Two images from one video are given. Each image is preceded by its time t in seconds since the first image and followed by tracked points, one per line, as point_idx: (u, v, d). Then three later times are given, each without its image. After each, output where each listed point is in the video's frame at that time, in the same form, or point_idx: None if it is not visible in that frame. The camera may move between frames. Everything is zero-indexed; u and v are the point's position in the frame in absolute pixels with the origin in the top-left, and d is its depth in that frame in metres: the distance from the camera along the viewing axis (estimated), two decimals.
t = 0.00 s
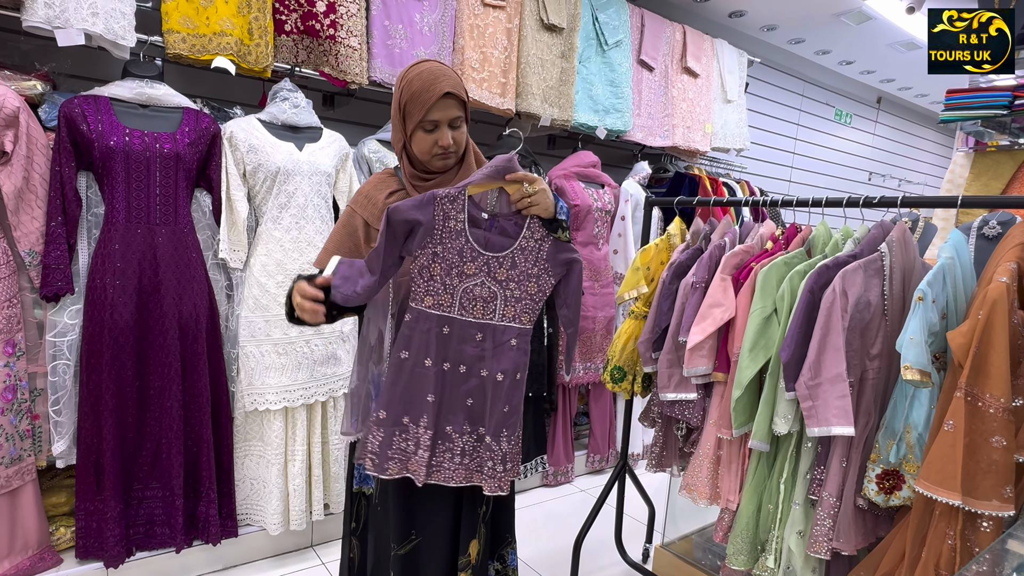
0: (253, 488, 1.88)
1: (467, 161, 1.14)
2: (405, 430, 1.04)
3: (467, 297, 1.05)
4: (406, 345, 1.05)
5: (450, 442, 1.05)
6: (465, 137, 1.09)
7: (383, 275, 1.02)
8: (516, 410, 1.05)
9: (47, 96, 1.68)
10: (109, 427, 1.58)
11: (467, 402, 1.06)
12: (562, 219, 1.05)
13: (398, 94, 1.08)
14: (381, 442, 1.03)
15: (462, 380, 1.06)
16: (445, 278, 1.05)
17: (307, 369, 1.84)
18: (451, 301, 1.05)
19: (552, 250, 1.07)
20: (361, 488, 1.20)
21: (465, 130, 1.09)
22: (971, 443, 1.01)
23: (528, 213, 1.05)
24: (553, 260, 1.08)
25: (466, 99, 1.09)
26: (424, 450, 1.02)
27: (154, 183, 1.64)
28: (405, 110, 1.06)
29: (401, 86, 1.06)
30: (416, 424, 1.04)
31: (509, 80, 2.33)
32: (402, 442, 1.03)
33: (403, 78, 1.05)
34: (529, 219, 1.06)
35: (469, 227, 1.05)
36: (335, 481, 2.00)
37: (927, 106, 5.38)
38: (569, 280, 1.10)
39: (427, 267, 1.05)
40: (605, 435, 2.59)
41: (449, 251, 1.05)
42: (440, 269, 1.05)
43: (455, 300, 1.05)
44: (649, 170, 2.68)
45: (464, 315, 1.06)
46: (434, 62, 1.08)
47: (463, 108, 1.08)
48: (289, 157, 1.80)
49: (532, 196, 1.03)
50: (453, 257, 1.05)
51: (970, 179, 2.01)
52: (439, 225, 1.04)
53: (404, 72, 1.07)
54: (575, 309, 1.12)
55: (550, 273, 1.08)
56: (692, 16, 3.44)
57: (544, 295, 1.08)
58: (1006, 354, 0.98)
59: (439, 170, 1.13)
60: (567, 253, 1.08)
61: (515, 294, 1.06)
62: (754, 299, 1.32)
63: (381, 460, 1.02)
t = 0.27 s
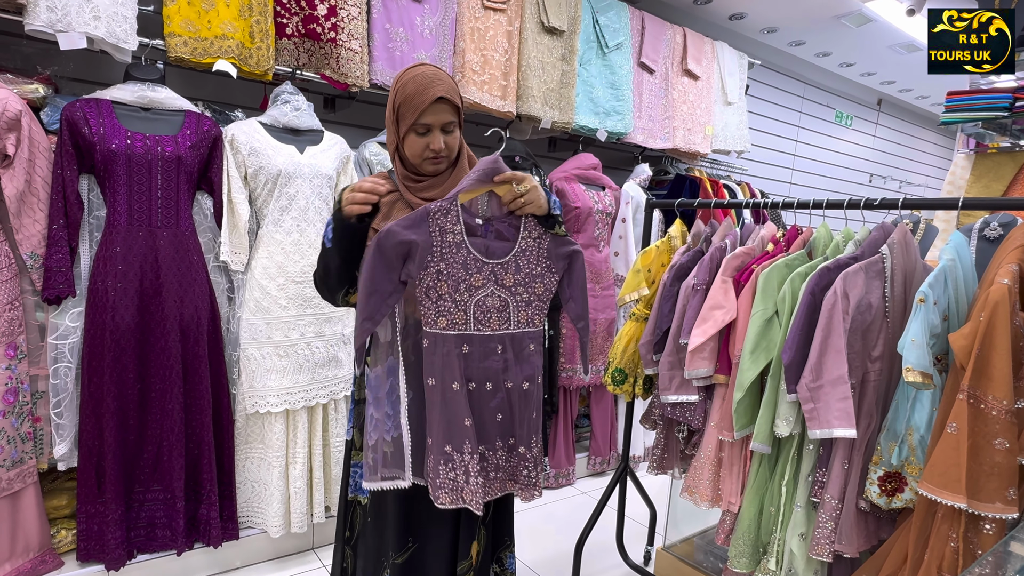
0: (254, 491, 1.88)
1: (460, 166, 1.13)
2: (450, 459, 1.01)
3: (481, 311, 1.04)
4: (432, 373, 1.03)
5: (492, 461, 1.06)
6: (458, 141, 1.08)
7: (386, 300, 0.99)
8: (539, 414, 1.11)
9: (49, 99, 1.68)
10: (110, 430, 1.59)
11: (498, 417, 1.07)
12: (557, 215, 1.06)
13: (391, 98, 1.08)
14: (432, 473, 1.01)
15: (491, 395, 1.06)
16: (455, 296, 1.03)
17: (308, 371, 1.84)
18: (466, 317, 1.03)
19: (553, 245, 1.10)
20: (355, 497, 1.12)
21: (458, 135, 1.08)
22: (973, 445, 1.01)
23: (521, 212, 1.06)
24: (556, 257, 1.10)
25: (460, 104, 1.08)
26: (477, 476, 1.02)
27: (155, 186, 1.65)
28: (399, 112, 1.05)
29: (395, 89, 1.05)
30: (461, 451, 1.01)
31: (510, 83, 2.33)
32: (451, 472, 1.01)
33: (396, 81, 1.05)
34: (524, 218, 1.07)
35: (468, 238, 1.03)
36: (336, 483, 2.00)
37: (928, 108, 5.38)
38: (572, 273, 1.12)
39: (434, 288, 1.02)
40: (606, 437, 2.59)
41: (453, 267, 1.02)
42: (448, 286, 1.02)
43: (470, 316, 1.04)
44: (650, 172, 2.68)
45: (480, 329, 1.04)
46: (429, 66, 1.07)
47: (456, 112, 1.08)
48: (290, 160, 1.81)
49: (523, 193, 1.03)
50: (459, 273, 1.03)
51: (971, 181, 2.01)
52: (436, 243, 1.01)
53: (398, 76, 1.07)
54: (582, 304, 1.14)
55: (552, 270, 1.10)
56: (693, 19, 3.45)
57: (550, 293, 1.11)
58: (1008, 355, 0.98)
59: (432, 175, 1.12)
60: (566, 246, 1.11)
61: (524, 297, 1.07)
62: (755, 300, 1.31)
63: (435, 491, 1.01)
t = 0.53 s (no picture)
0: (254, 493, 1.88)
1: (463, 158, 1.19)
2: (444, 484, 1.00)
3: (471, 323, 1.06)
4: (425, 390, 1.03)
5: (497, 486, 1.05)
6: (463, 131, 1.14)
7: (382, 319, 0.98)
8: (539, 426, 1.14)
9: (51, 102, 1.69)
10: (111, 432, 1.59)
11: (499, 435, 1.07)
12: (542, 227, 1.09)
13: (393, 95, 1.12)
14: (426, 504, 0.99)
15: (489, 412, 1.07)
16: (444, 308, 1.04)
17: (308, 374, 1.84)
18: (457, 329, 1.05)
19: (539, 256, 1.13)
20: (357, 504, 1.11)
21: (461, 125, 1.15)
22: (974, 447, 1.01)
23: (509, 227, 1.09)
24: (542, 267, 1.13)
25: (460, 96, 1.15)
26: (474, 505, 1.00)
27: (157, 189, 1.65)
28: (406, 106, 1.10)
29: (398, 86, 1.10)
30: (456, 475, 1.01)
31: (511, 86, 2.34)
32: (445, 502, 0.99)
33: (400, 77, 1.10)
34: (509, 231, 1.10)
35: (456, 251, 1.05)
36: (337, 485, 2.00)
37: (929, 110, 5.38)
38: (559, 284, 1.16)
39: (425, 302, 1.03)
40: (607, 439, 2.59)
41: (442, 279, 1.04)
42: (438, 299, 1.04)
43: (461, 328, 1.05)
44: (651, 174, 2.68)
45: (471, 341, 1.07)
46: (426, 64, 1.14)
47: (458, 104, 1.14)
48: (291, 162, 1.81)
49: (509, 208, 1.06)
50: (448, 285, 1.05)
51: (971, 183, 2.01)
52: (425, 257, 1.02)
53: (399, 74, 1.12)
54: (572, 313, 1.18)
55: (539, 282, 1.13)
56: (693, 22, 3.45)
57: (538, 304, 1.14)
58: (1009, 358, 0.98)
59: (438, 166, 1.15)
60: (552, 257, 1.14)
61: (513, 309, 1.10)
62: (756, 303, 1.32)
63: (427, 527, 0.99)
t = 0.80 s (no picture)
0: (254, 496, 1.88)
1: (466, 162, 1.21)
2: (421, 481, 1.02)
3: (469, 327, 1.06)
4: (414, 388, 1.03)
5: (473, 487, 1.05)
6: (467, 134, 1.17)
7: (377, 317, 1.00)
8: (523, 434, 1.12)
9: (54, 105, 1.69)
10: (112, 434, 1.59)
11: (483, 441, 1.06)
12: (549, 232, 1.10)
13: (399, 96, 1.15)
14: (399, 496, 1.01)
15: (475, 417, 1.06)
16: (444, 310, 1.05)
17: (309, 376, 1.84)
18: (455, 332, 1.06)
19: (541, 268, 1.13)
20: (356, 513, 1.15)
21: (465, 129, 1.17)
22: (976, 451, 1.01)
23: (515, 233, 1.08)
24: (543, 279, 1.13)
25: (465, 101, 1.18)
26: (446, 501, 1.02)
27: (159, 192, 1.65)
28: (413, 106, 1.12)
29: (406, 86, 1.12)
30: (434, 473, 1.02)
31: (513, 89, 2.34)
32: (420, 497, 1.01)
33: (408, 78, 1.12)
34: (515, 240, 1.10)
35: (460, 255, 1.06)
36: (337, 488, 1.99)
37: (929, 113, 5.38)
38: (558, 297, 1.15)
39: (426, 303, 1.04)
40: (608, 442, 2.58)
41: (445, 282, 1.05)
42: (439, 301, 1.05)
43: (459, 332, 1.06)
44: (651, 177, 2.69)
45: (468, 346, 1.07)
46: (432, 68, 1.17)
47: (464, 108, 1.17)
48: (293, 165, 1.82)
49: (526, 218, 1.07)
50: (450, 288, 1.05)
51: (972, 187, 2.01)
52: (429, 258, 1.03)
53: (406, 75, 1.14)
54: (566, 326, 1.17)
55: (540, 293, 1.13)
56: (694, 25, 3.46)
57: (536, 315, 1.14)
58: (1011, 362, 0.98)
59: (440, 168, 1.16)
60: (554, 269, 1.14)
61: (511, 318, 1.10)
62: (757, 306, 1.32)
63: (399, 519, 1.01)
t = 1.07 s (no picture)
0: (255, 498, 1.87)
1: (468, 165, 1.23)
2: (403, 473, 1.02)
3: (463, 331, 1.07)
4: (403, 385, 1.04)
5: (443, 477, 1.07)
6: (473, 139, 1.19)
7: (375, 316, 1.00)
8: (505, 437, 1.11)
9: (55, 107, 1.70)
10: (112, 436, 1.59)
11: (459, 437, 1.08)
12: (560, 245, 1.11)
13: (408, 96, 1.14)
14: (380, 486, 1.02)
15: (455, 415, 1.08)
16: (439, 314, 1.05)
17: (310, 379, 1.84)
18: (449, 335, 1.06)
19: (543, 276, 1.13)
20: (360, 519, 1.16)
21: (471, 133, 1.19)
22: (977, 455, 1.01)
23: (520, 240, 1.10)
24: (543, 288, 1.13)
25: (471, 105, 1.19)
26: (426, 492, 1.03)
27: (160, 194, 1.66)
28: (426, 108, 1.12)
29: (418, 87, 1.11)
30: (416, 466, 1.03)
31: (514, 92, 2.35)
32: (402, 487, 1.02)
33: (421, 79, 1.11)
34: (519, 248, 1.10)
35: (462, 260, 1.06)
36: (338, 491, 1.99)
37: (929, 117, 5.39)
38: (557, 306, 1.16)
39: (423, 305, 1.04)
40: (609, 445, 2.58)
41: (444, 286, 1.05)
42: (436, 304, 1.05)
43: (452, 335, 1.07)
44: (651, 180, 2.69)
45: (460, 349, 1.08)
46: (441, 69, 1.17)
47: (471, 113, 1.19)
48: (294, 168, 1.82)
49: (551, 250, 1.10)
50: (449, 292, 1.05)
51: (973, 190, 2.01)
52: (430, 261, 1.03)
53: (417, 75, 1.13)
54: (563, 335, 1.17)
55: (540, 301, 1.13)
56: (694, 29, 3.47)
57: (534, 322, 1.13)
58: (1012, 365, 0.98)
59: (444, 171, 1.18)
60: (556, 278, 1.14)
61: (508, 324, 1.10)
62: (758, 309, 1.32)
63: (380, 504, 1.02)
